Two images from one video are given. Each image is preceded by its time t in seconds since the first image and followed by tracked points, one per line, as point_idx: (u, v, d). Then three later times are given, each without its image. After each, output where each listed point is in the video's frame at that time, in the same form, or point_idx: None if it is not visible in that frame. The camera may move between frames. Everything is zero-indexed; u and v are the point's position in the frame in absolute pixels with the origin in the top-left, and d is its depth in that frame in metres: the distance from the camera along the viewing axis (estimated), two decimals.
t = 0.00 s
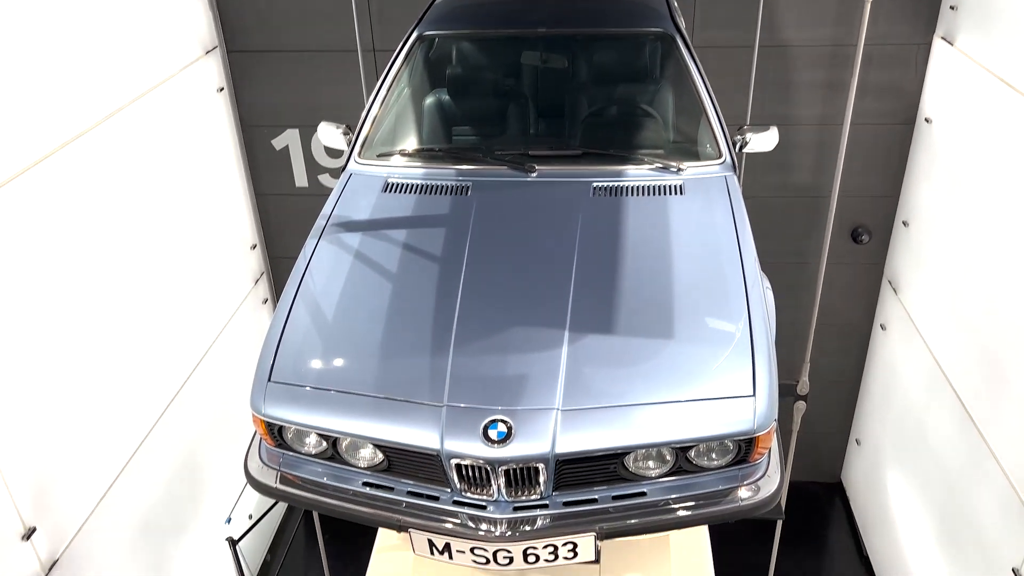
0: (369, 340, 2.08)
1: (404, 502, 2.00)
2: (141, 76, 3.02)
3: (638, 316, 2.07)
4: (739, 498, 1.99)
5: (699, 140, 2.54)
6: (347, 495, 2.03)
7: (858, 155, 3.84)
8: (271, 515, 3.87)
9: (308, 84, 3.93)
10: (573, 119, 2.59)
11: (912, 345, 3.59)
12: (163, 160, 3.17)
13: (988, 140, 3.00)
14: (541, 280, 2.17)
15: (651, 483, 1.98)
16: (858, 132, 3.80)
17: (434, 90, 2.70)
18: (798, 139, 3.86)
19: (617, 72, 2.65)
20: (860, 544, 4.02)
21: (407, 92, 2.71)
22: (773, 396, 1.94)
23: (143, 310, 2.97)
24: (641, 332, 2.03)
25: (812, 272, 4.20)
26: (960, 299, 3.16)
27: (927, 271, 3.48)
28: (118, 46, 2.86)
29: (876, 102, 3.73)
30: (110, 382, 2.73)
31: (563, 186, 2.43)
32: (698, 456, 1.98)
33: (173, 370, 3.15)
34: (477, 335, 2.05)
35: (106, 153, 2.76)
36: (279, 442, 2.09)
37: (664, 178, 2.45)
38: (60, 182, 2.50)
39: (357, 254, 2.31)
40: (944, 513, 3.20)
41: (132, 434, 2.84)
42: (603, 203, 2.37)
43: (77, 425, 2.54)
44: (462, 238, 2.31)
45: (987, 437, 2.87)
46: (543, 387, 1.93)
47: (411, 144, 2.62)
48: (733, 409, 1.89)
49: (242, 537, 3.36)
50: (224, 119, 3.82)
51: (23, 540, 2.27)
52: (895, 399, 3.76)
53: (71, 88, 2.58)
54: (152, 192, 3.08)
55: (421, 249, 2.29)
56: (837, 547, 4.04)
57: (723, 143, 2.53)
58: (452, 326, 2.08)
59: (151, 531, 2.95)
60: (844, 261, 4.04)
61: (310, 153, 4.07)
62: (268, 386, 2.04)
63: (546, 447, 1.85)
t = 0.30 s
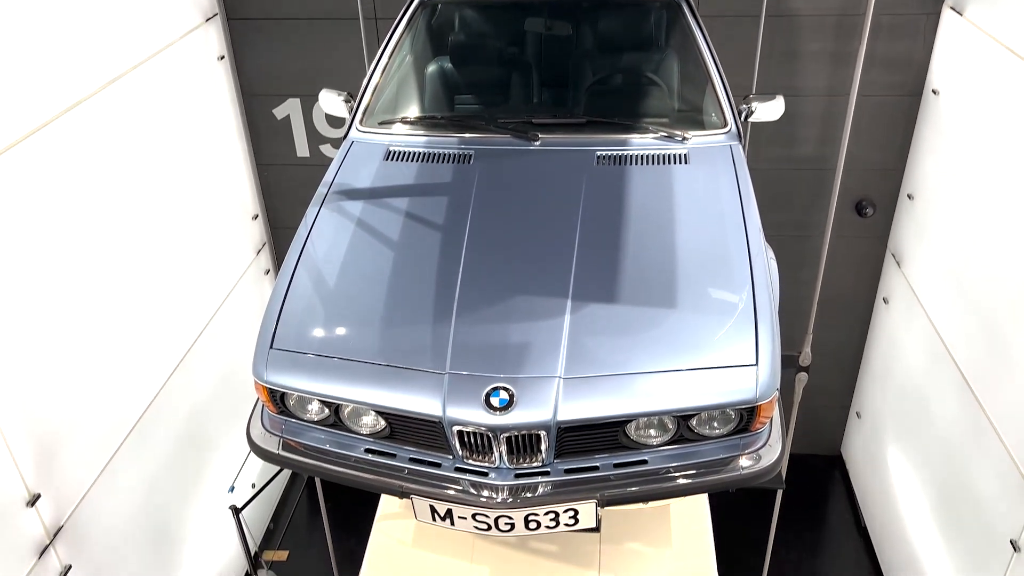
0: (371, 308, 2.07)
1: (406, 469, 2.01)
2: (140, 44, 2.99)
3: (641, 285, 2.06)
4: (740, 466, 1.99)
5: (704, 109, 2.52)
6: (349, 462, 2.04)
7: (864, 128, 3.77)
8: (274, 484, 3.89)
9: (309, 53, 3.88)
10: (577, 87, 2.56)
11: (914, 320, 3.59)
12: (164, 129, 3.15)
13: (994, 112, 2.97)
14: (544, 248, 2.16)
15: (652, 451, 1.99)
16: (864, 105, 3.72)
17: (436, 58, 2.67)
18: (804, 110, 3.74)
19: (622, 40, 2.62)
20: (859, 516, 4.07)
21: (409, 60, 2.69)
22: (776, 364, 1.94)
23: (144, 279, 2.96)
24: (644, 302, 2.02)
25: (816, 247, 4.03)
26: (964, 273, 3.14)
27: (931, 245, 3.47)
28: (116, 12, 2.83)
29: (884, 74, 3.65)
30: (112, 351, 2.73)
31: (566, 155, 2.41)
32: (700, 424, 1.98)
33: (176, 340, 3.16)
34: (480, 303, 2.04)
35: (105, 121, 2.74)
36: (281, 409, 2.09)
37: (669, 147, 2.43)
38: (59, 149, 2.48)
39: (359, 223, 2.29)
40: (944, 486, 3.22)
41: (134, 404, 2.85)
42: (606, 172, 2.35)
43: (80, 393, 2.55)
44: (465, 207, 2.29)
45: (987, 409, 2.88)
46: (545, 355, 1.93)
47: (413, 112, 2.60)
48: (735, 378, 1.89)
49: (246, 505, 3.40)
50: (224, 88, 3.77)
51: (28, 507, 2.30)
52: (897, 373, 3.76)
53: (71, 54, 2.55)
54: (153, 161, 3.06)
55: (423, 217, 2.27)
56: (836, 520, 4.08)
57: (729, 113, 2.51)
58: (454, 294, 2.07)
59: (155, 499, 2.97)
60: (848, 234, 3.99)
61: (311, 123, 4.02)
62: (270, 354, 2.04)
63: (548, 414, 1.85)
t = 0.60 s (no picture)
0: (372, 281, 2.06)
1: (407, 441, 2.02)
2: (139, 14, 2.94)
3: (644, 259, 2.05)
4: (740, 440, 2.00)
5: (708, 81, 2.49)
6: (351, 434, 2.05)
7: (870, 102, 3.72)
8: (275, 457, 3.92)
9: (308, 24, 3.81)
10: (580, 59, 2.53)
11: (916, 296, 3.58)
12: (162, 101, 3.11)
13: (1000, 87, 2.92)
14: (547, 221, 2.15)
15: (653, 424, 1.99)
16: (870, 79, 3.66)
17: (437, 29, 2.63)
18: (809, 84, 3.67)
19: (627, 10, 2.57)
20: (857, 491, 4.10)
21: (409, 31, 2.66)
22: (779, 337, 1.93)
23: (144, 253, 2.94)
24: (646, 275, 2.01)
25: (817, 222, 3.99)
26: (966, 250, 3.13)
27: (934, 221, 3.45)
28: None
29: (890, 47, 3.58)
30: (111, 324, 2.71)
31: (569, 127, 2.39)
32: (702, 397, 1.98)
33: (176, 314, 3.15)
34: (481, 276, 2.03)
35: (103, 92, 2.70)
36: (282, 380, 2.09)
37: (673, 119, 2.40)
38: (57, 119, 2.45)
39: (360, 195, 2.27)
40: (943, 462, 3.23)
41: (135, 378, 2.85)
42: (609, 145, 2.33)
43: (81, 366, 2.55)
44: (467, 179, 2.27)
45: (987, 385, 2.89)
46: (548, 328, 1.92)
47: (413, 83, 2.58)
48: (737, 351, 1.88)
49: (248, 478, 3.42)
50: (223, 60, 3.72)
51: (32, 478, 2.32)
52: (898, 350, 3.76)
53: (68, 23, 2.50)
54: (151, 134, 3.03)
55: (424, 189, 2.26)
56: (836, 495, 4.11)
57: (733, 85, 2.48)
58: (456, 266, 2.06)
59: (157, 472, 2.99)
60: (850, 210, 3.95)
61: (311, 95, 3.96)
62: (271, 325, 2.03)
63: (549, 387, 1.84)
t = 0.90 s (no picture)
0: (371, 253, 2.05)
1: (407, 413, 2.02)
2: None
3: (645, 231, 2.03)
4: (740, 414, 2.00)
5: (711, 53, 2.46)
6: (350, 406, 2.05)
7: (875, 77, 3.65)
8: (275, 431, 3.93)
9: None
10: (582, 30, 2.49)
11: (917, 273, 3.56)
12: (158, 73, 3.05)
13: (1005, 61, 2.87)
14: (548, 194, 2.13)
15: (652, 398, 1.99)
16: (875, 53, 3.60)
17: None
18: (813, 58, 3.61)
19: None
20: (856, 467, 4.12)
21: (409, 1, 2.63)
22: (780, 311, 1.92)
23: (143, 226, 2.92)
24: (647, 248, 1.99)
25: (819, 198, 3.95)
26: (968, 227, 3.10)
27: (936, 197, 3.42)
28: None
29: (896, 21, 3.51)
30: (109, 299, 2.69)
31: (570, 100, 2.36)
32: (702, 370, 1.97)
33: (175, 288, 3.13)
34: (481, 249, 2.02)
35: (100, 62, 2.66)
36: (282, 352, 2.09)
37: (676, 91, 2.38)
38: (53, 90, 2.41)
39: (359, 167, 2.25)
40: (941, 438, 3.25)
41: (133, 352, 2.84)
42: (611, 117, 2.30)
43: (79, 341, 2.53)
44: (467, 151, 2.25)
45: (988, 362, 2.88)
46: (548, 301, 1.91)
47: (412, 54, 2.55)
48: (738, 324, 1.88)
49: (248, 451, 3.42)
50: (220, 32, 3.65)
51: (32, 451, 2.33)
52: (898, 327, 3.75)
53: None
54: (148, 106, 2.98)
55: (424, 161, 2.24)
56: (834, 471, 4.13)
57: (737, 57, 2.45)
58: (456, 239, 2.05)
59: (157, 446, 2.99)
60: (852, 185, 3.91)
61: (310, 68, 3.90)
62: (270, 298, 2.02)
63: (549, 360, 1.84)
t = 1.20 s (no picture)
0: (369, 229, 2.04)
1: (406, 389, 2.02)
2: None
3: (644, 207, 2.02)
4: (739, 390, 2.00)
5: (713, 28, 2.43)
6: (349, 381, 2.05)
7: (878, 53, 3.61)
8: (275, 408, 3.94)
9: None
10: (582, 3, 2.44)
11: (917, 252, 3.55)
12: (155, 46, 3.01)
13: (1009, 38, 2.84)
14: (547, 170, 2.11)
15: (651, 374, 1.99)
16: (879, 29, 3.55)
17: None
18: (816, 34, 3.56)
19: None
20: (853, 445, 4.14)
21: None
22: (779, 287, 1.91)
23: (141, 203, 2.90)
24: (647, 224, 1.98)
25: (820, 176, 3.93)
26: (969, 206, 3.09)
27: (938, 175, 3.40)
28: None
29: None
30: (107, 276, 2.68)
31: (570, 75, 2.33)
32: (700, 346, 1.97)
33: (173, 265, 3.12)
34: (479, 225, 2.01)
35: (96, 36, 2.62)
36: (279, 328, 2.08)
37: (677, 66, 2.35)
38: (49, 65, 2.37)
39: (357, 141, 2.23)
40: (938, 416, 3.25)
41: (132, 329, 2.84)
42: (611, 92, 2.28)
43: (77, 318, 2.52)
44: (465, 126, 2.23)
45: (987, 340, 2.88)
46: (547, 277, 1.90)
47: (411, 28, 2.52)
48: (737, 301, 1.87)
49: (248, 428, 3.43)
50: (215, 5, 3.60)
51: (32, 426, 2.34)
52: (897, 306, 3.75)
53: None
54: (145, 81, 2.95)
55: (422, 135, 2.22)
56: (831, 449, 4.15)
57: (738, 32, 2.42)
58: (454, 214, 2.03)
59: (157, 422, 2.99)
60: (854, 163, 3.88)
61: (308, 42, 3.84)
62: (268, 273, 2.02)
63: (548, 336, 1.84)
